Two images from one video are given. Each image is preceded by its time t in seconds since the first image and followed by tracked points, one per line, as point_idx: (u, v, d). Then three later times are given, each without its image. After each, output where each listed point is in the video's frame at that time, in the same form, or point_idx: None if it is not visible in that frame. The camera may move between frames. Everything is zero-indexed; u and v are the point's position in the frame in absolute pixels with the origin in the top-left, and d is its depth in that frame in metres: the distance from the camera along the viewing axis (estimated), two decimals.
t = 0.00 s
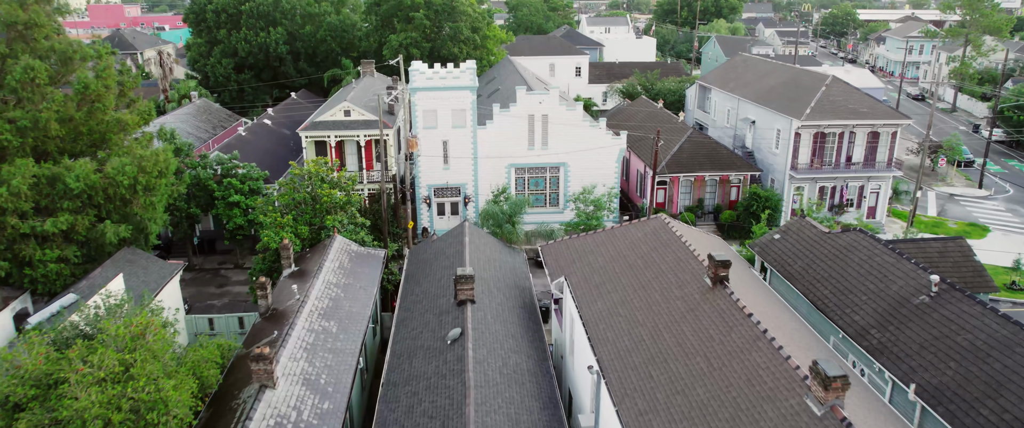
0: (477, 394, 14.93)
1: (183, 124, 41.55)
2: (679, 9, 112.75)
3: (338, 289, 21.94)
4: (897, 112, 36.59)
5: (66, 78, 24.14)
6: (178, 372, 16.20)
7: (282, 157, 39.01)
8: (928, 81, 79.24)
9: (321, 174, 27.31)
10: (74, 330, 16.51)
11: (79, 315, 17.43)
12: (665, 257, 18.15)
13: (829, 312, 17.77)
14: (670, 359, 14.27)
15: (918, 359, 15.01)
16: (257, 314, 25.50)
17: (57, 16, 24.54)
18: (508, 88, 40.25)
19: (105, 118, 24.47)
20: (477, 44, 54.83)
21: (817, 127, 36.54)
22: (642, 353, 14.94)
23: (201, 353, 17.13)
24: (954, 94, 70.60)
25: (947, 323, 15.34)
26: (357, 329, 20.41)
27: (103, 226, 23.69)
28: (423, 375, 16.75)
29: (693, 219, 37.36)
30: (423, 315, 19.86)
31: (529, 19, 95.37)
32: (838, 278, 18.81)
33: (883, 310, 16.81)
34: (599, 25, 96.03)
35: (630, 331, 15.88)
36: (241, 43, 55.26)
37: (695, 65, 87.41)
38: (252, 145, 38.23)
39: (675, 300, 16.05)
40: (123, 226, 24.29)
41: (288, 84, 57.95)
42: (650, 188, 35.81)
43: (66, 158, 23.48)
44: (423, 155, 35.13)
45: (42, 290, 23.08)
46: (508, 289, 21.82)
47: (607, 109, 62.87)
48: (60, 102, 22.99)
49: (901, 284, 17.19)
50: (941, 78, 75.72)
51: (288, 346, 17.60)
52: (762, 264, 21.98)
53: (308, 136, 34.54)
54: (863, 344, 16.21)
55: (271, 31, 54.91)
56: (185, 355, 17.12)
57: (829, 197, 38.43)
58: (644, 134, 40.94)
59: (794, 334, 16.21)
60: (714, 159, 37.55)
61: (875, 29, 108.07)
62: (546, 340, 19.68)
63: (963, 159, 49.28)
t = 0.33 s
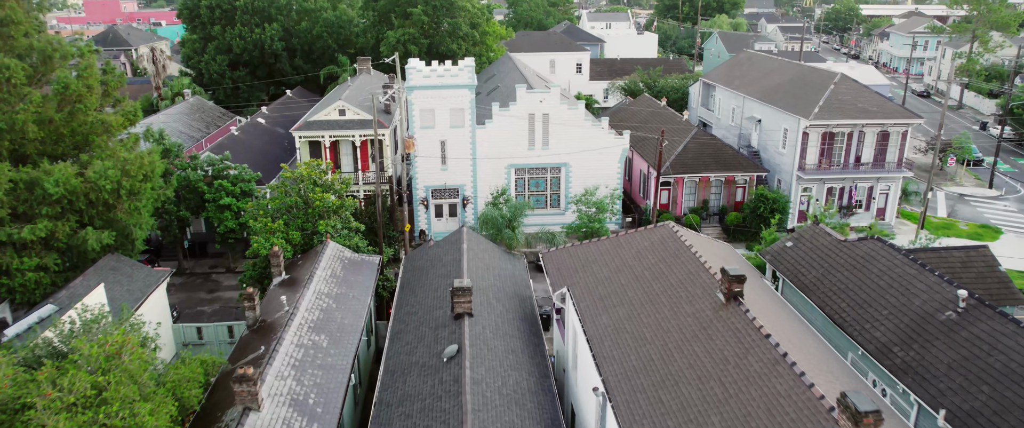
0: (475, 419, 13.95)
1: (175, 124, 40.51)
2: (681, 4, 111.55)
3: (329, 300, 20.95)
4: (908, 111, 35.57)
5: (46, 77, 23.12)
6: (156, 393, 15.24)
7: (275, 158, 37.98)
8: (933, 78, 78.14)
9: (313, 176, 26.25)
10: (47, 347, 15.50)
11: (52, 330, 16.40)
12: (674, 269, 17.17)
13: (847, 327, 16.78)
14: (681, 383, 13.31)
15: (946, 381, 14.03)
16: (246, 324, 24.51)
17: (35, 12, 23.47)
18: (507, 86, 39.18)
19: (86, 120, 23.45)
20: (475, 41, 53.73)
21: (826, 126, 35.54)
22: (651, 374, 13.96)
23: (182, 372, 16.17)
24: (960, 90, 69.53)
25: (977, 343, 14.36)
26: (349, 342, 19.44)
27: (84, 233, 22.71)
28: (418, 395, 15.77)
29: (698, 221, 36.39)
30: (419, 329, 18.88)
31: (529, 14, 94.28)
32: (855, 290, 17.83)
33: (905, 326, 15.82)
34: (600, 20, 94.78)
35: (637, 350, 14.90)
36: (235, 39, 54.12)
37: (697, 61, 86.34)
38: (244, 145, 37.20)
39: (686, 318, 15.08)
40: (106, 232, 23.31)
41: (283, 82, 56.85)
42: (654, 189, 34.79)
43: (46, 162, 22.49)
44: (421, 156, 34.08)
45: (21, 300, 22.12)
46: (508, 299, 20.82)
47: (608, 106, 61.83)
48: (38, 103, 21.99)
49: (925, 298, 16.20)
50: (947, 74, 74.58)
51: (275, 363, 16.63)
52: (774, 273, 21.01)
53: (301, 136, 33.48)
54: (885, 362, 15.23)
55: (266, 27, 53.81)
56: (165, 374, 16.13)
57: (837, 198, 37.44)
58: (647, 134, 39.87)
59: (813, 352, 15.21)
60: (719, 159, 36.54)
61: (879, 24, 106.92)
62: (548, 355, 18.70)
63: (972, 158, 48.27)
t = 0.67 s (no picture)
0: None
1: (166, 123, 39.42)
2: None
3: (320, 312, 19.90)
4: (919, 111, 34.48)
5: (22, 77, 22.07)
6: (130, 420, 14.17)
7: (268, 158, 36.92)
8: (939, 74, 77.00)
9: (304, 181, 25.24)
10: (14, 369, 14.45)
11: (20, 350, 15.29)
12: (684, 284, 16.15)
13: (869, 346, 15.74)
14: (694, 412, 12.32)
15: (979, 408, 12.98)
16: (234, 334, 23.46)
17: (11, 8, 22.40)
18: (507, 84, 38.10)
19: (66, 122, 22.38)
20: (474, 37, 52.58)
21: (835, 126, 34.49)
22: (661, 401, 12.93)
23: (159, 395, 15.12)
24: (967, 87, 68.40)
25: (1011, 367, 13.33)
26: (340, 359, 18.42)
27: (63, 240, 21.68)
28: (411, 421, 14.77)
29: (703, 224, 35.33)
30: (413, 345, 17.87)
31: (529, 10, 93.16)
32: (876, 304, 16.79)
33: (932, 346, 14.79)
34: (601, 16, 93.44)
35: (646, 373, 13.89)
36: (230, 35, 52.96)
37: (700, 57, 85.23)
38: (236, 146, 36.12)
39: (698, 339, 14.07)
40: (86, 240, 22.28)
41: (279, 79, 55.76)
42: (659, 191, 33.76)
43: (22, 166, 21.44)
44: (418, 156, 33.01)
45: None
46: (508, 311, 19.76)
47: (610, 104, 60.78)
48: (13, 105, 20.89)
49: (952, 316, 15.17)
50: (954, 70, 73.45)
51: (259, 387, 15.60)
52: (788, 284, 19.98)
53: (294, 137, 32.39)
54: (912, 386, 14.19)
55: (261, 23, 52.73)
56: (142, 398, 15.08)
57: (846, 200, 36.40)
58: (652, 134, 38.78)
59: (834, 375, 14.19)
60: (725, 160, 35.49)
61: (882, 20, 105.75)
62: (550, 372, 17.67)
63: (982, 157, 47.17)
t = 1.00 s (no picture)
0: None
1: (156, 123, 38.29)
2: None
3: (309, 327, 18.83)
4: (933, 110, 33.35)
5: None
6: None
7: (260, 159, 35.81)
8: (946, 71, 75.71)
9: (294, 186, 24.15)
10: None
11: None
12: (696, 303, 15.13)
13: (895, 369, 14.67)
14: None
15: None
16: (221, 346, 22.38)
17: None
18: (507, 83, 36.95)
19: (42, 125, 21.24)
20: (473, 34, 51.39)
21: (846, 127, 33.36)
22: None
23: (132, 423, 14.03)
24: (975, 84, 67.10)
25: None
26: (330, 378, 17.36)
27: (39, 250, 20.59)
28: None
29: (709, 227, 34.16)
30: (407, 365, 16.80)
31: (529, 5, 91.89)
32: (901, 322, 15.73)
33: (964, 371, 13.72)
34: (602, 11, 91.73)
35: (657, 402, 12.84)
36: (223, 32, 51.73)
37: (702, 53, 83.95)
38: (227, 147, 34.99)
39: (713, 365, 13.02)
40: (65, 250, 21.20)
41: (274, 76, 54.56)
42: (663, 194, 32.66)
43: None
44: (414, 158, 31.88)
45: None
46: (508, 326, 18.70)
47: (611, 101, 59.55)
48: None
49: (986, 338, 14.10)
50: (961, 67, 72.17)
51: (240, 414, 14.54)
52: (804, 298, 18.89)
53: (287, 138, 31.26)
54: (943, 415, 13.13)
55: (255, 19, 51.48)
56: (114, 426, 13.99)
57: (856, 202, 35.27)
58: (656, 135, 37.65)
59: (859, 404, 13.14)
60: (731, 161, 34.40)
61: (886, 15, 104.37)
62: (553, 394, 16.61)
63: (994, 157, 46.00)
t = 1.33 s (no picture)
0: None
1: (144, 123, 37.10)
2: None
3: (296, 345, 17.72)
4: (947, 111, 32.20)
5: None
6: None
7: (252, 161, 34.65)
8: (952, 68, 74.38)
9: (282, 192, 23.03)
10: None
11: None
12: (710, 327, 14.05)
13: (925, 398, 13.56)
14: None
15: None
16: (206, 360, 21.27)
17: None
18: (506, 82, 35.78)
19: (15, 129, 20.10)
20: (473, 30, 50.19)
21: (857, 127, 32.19)
22: None
23: None
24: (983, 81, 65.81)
25: None
26: (317, 401, 16.26)
27: (12, 261, 19.48)
28: None
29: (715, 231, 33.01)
30: (400, 389, 15.69)
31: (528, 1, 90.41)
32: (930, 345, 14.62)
33: (1004, 403, 12.61)
34: (603, 7, 90.38)
35: None
36: (216, 28, 50.44)
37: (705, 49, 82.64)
38: (217, 148, 33.83)
39: (732, 398, 11.93)
40: (39, 261, 20.09)
41: (268, 74, 53.36)
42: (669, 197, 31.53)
43: None
44: (410, 160, 30.72)
45: None
46: (507, 345, 17.58)
47: (613, 99, 58.36)
48: None
49: None
50: (968, 63, 70.84)
51: None
52: (821, 315, 17.77)
53: (278, 139, 30.10)
54: None
55: (249, 15, 50.22)
56: None
57: (867, 205, 34.14)
58: (661, 136, 36.50)
59: None
60: (738, 162, 33.28)
61: (890, 10, 102.91)
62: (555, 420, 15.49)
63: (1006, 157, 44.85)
